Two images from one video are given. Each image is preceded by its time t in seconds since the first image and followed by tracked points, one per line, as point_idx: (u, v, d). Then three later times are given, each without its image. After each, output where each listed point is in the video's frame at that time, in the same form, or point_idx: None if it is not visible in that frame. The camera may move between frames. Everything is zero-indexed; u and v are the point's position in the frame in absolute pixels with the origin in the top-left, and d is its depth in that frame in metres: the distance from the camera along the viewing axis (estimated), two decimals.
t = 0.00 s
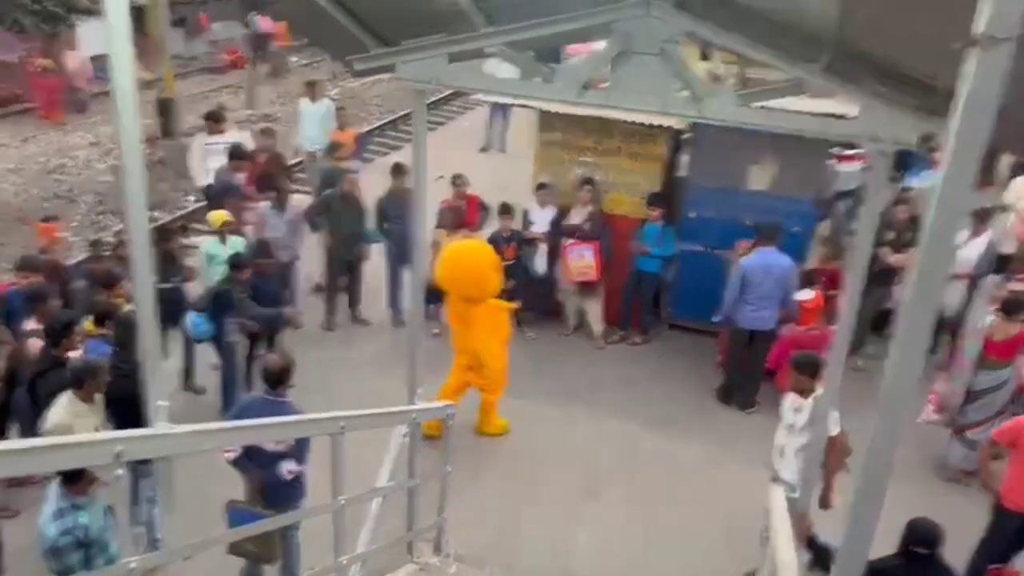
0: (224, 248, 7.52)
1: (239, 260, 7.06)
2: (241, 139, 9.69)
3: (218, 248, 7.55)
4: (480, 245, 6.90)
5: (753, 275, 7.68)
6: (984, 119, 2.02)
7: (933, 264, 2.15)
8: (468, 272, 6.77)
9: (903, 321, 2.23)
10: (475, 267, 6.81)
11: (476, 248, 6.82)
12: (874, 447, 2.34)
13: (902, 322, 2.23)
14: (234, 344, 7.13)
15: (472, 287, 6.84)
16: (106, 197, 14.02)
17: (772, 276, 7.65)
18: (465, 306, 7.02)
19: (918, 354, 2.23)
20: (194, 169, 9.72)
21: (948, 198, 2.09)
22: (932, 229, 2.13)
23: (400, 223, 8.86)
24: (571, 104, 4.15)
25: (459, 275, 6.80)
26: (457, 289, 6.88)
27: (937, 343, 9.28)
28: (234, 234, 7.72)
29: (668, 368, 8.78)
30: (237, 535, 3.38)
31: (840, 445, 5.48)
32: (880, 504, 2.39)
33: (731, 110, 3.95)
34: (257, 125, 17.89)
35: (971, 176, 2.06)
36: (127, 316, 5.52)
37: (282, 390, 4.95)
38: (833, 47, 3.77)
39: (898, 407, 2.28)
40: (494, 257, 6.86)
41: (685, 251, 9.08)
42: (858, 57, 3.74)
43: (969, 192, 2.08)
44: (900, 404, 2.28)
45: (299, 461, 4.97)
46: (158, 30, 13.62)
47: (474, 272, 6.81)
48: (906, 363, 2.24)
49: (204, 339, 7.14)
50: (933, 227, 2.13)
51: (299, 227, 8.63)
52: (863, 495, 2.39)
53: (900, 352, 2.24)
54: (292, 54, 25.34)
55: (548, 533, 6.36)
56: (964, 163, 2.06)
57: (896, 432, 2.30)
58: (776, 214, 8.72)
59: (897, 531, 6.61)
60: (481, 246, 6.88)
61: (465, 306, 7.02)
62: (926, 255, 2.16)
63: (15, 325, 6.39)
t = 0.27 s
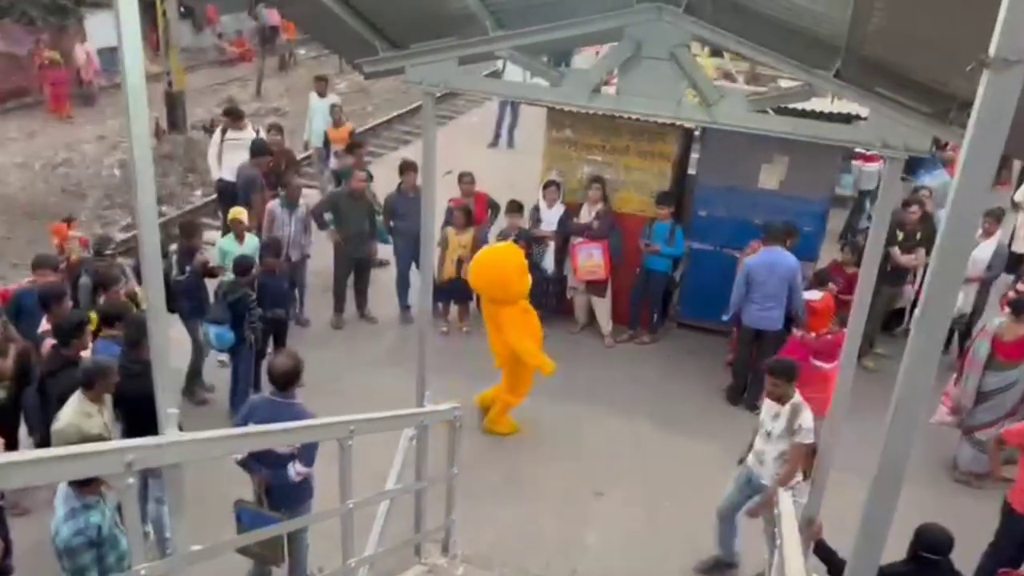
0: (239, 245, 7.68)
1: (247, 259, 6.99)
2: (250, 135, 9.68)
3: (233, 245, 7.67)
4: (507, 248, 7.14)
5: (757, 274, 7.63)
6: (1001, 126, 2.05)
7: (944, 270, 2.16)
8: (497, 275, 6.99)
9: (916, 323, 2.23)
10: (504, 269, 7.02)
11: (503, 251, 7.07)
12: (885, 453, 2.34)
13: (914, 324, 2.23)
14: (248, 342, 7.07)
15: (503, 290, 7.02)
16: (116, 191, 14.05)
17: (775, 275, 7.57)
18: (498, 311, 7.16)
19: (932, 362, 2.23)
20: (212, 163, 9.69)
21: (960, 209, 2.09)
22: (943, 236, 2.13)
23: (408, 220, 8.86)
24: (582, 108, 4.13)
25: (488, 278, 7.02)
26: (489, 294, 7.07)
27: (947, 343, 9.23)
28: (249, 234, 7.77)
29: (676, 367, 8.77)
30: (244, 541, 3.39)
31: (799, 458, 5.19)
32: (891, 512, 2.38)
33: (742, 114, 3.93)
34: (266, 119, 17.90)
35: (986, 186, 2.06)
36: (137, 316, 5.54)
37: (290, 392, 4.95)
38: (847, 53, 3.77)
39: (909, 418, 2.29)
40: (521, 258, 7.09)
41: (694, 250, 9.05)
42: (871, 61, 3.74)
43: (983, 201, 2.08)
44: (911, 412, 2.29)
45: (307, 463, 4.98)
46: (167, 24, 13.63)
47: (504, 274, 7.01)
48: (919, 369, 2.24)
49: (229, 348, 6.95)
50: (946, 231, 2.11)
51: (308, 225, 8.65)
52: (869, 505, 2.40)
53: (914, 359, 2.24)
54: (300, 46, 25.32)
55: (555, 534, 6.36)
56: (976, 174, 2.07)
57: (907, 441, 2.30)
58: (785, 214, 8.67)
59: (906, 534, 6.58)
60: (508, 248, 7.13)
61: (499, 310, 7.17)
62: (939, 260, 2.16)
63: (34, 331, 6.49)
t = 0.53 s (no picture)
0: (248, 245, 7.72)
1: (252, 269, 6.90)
2: (253, 137, 9.70)
3: (242, 244, 7.71)
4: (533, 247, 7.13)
5: (749, 279, 7.62)
6: (997, 136, 2.07)
7: (942, 274, 2.19)
8: (522, 272, 6.97)
9: (915, 329, 2.26)
10: (530, 266, 7.00)
11: (530, 249, 7.06)
12: (885, 457, 2.37)
13: (913, 329, 2.26)
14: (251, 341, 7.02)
15: (528, 287, 6.99)
16: (117, 191, 14.06)
17: (766, 281, 7.54)
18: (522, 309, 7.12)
19: (930, 370, 2.27)
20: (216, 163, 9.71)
21: (957, 215, 2.12)
22: (940, 242, 2.16)
23: (409, 222, 8.87)
24: (583, 115, 4.16)
25: (514, 274, 7.00)
26: (513, 291, 7.05)
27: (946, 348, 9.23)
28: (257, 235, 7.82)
29: (675, 370, 8.78)
30: (245, 544, 3.41)
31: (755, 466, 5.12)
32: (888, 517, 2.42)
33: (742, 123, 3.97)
34: (267, 118, 17.90)
35: (984, 192, 2.09)
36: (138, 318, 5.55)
37: (289, 396, 4.95)
38: (844, 66, 3.79)
39: (905, 425, 2.33)
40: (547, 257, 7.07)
41: (693, 253, 9.07)
42: (869, 72, 3.76)
43: (981, 208, 2.10)
44: (908, 419, 2.33)
45: (305, 466, 5.02)
46: (168, 24, 13.64)
47: (529, 272, 6.99)
48: (917, 377, 2.28)
49: (230, 356, 6.86)
50: (945, 237, 2.14)
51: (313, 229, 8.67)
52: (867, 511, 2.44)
53: (912, 367, 2.28)
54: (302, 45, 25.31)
55: (552, 537, 6.37)
56: (973, 181, 2.09)
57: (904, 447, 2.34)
58: (785, 218, 8.69)
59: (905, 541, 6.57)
60: (533, 247, 7.12)
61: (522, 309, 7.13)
62: (937, 263, 2.19)
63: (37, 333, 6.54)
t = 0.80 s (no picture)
0: (255, 250, 7.72)
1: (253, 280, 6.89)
2: (252, 142, 9.76)
3: (248, 249, 7.71)
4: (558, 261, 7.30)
5: (743, 287, 7.64)
6: (992, 157, 2.56)
7: (940, 286, 2.72)
8: (544, 282, 7.12)
9: (914, 335, 2.80)
10: (554, 278, 7.16)
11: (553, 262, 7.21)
12: (886, 450, 2.97)
13: (914, 333, 2.79)
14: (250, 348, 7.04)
15: (551, 298, 7.12)
16: (118, 194, 14.09)
17: (760, 289, 7.57)
18: (547, 321, 7.25)
19: (927, 370, 2.83)
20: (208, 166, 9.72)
21: (953, 240, 2.65)
22: (938, 259, 2.69)
23: (409, 228, 8.91)
24: (582, 125, 4.21)
25: (537, 285, 7.17)
26: (536, 302, 7.19)
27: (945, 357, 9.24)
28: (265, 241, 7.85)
29: (674, 376, 8.79)
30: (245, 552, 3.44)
31: (743, 462, 5.19)
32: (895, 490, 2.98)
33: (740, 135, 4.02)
34: (268, 122, 17.93)
35: (975, 219, 2.61)
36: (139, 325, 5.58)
37: (287, 403, 4.97)
38: (844, 76, 3.86)
39: (904, 416, 2.90)
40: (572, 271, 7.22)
41: (693, 260, 9.09)
42: (868, 84, 3.83)
43: (970, 233, 2.63)
44: (910, 410, 2.89)
45: (305, 472, 5.02)
46: (170, 27, 13.67)
47: (552, 282, 7.14)
48: (916, 377, 2.84)
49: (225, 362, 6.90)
50: (945, 248, 2.67)
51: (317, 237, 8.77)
52: (876, 485, 2.99)
53: (911, 368, 2.84)
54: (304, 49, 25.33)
55: (550, 544, 6.38)
56: (964, 210, 2.62)
57: (905, 432, 2.92)
58: (784, 225, 8.72)
59: (903, 550, 6.57)
60: (559, 261, 7.28)
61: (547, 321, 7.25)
62: (935, 277, 2.72)
63: (39, 337, 6.58)
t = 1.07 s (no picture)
0: (251, 262, 7.70)
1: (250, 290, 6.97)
2: (249, 151, 9.78)
3: (245, 261, 7.68)
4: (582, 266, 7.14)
5: (739, 298, 7.67)
6: (991, 147, 2.40)
7: (931, 317, 2.58)
8: (567, 288, 6.98)
9: (903, 369, 2.67)
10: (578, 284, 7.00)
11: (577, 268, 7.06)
12: (881, 460, 2.78)
13: (902, 367, 2.65)
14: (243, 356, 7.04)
15: (572, 304, 7.00)
16: (116, 201, 14.09)
17: (755, 300, 7.59)
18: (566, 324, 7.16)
19: (915, 409, 2.69)
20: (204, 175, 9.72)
21: (941, 268, 2.52)
22: (927, 289, 2.56)
23: (407, 238, 8.93)
24: (579, 139, 4.25)
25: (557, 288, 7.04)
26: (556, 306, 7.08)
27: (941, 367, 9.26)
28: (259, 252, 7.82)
29: (671, 387, 8.80)
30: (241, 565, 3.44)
31: (709, 490, 5.34)
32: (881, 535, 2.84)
33: (736, 149, 4.08)
34: (267, 129, 17.96)
35: (963, 247, 2.48)
36: (136, 335, 5.58)
37: (283, 414, 4.97)
38: (839, 92, 3.95)
39: (891, 457, 2.76)
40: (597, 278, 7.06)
41: (690, 271, 9.12)
42: (862, 100, 3.92)
43: (961, 261, 2.51)
44: (896, 453, 2.75)
45: (299, 484, 5.02)
46: (170, 35, 13.71)
47: (574, 289, 6.99)
48: (903, 415, 2.70)
49: (212, 365, 6.86)
50: (943, 245, 2.49)
51: (317, 247, 8.73)
52: (861, 530, 2.86)
53: (898, 407, 2.70)
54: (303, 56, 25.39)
55: (547, 555, 6.38)
56: (955, 238, 2.48)
57: (892, 474, 2.78)
58: (781, 237, 8.76)
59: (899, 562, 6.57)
60: (584, 266, 7.13)
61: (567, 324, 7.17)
62: (925, 307, 2.58)
63: (37, 349, 6.56)
